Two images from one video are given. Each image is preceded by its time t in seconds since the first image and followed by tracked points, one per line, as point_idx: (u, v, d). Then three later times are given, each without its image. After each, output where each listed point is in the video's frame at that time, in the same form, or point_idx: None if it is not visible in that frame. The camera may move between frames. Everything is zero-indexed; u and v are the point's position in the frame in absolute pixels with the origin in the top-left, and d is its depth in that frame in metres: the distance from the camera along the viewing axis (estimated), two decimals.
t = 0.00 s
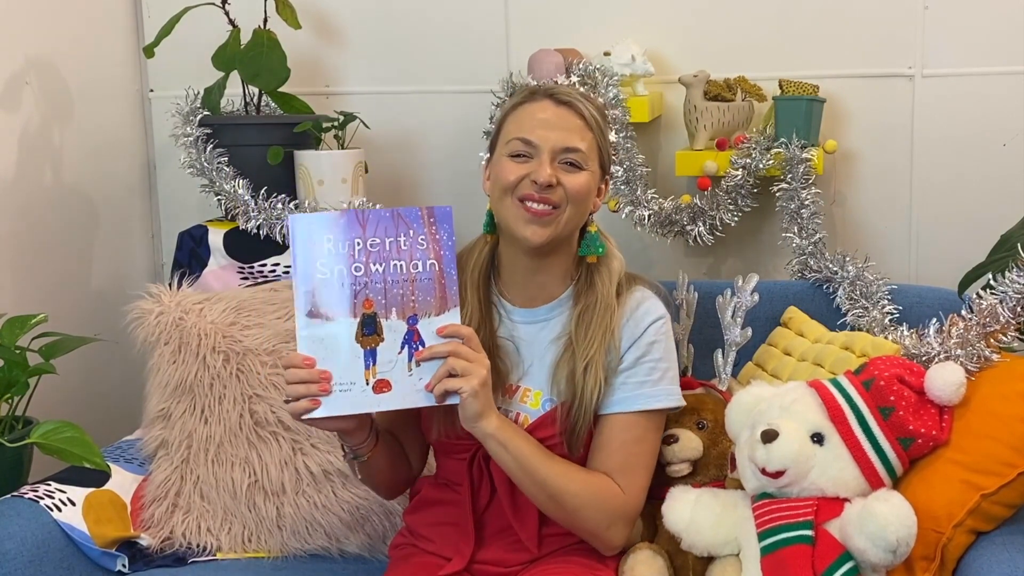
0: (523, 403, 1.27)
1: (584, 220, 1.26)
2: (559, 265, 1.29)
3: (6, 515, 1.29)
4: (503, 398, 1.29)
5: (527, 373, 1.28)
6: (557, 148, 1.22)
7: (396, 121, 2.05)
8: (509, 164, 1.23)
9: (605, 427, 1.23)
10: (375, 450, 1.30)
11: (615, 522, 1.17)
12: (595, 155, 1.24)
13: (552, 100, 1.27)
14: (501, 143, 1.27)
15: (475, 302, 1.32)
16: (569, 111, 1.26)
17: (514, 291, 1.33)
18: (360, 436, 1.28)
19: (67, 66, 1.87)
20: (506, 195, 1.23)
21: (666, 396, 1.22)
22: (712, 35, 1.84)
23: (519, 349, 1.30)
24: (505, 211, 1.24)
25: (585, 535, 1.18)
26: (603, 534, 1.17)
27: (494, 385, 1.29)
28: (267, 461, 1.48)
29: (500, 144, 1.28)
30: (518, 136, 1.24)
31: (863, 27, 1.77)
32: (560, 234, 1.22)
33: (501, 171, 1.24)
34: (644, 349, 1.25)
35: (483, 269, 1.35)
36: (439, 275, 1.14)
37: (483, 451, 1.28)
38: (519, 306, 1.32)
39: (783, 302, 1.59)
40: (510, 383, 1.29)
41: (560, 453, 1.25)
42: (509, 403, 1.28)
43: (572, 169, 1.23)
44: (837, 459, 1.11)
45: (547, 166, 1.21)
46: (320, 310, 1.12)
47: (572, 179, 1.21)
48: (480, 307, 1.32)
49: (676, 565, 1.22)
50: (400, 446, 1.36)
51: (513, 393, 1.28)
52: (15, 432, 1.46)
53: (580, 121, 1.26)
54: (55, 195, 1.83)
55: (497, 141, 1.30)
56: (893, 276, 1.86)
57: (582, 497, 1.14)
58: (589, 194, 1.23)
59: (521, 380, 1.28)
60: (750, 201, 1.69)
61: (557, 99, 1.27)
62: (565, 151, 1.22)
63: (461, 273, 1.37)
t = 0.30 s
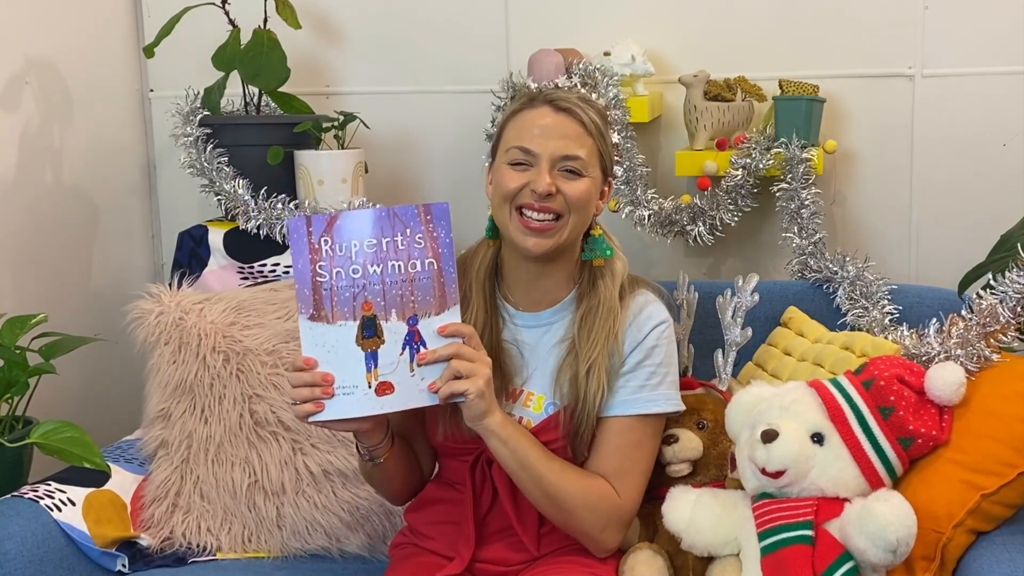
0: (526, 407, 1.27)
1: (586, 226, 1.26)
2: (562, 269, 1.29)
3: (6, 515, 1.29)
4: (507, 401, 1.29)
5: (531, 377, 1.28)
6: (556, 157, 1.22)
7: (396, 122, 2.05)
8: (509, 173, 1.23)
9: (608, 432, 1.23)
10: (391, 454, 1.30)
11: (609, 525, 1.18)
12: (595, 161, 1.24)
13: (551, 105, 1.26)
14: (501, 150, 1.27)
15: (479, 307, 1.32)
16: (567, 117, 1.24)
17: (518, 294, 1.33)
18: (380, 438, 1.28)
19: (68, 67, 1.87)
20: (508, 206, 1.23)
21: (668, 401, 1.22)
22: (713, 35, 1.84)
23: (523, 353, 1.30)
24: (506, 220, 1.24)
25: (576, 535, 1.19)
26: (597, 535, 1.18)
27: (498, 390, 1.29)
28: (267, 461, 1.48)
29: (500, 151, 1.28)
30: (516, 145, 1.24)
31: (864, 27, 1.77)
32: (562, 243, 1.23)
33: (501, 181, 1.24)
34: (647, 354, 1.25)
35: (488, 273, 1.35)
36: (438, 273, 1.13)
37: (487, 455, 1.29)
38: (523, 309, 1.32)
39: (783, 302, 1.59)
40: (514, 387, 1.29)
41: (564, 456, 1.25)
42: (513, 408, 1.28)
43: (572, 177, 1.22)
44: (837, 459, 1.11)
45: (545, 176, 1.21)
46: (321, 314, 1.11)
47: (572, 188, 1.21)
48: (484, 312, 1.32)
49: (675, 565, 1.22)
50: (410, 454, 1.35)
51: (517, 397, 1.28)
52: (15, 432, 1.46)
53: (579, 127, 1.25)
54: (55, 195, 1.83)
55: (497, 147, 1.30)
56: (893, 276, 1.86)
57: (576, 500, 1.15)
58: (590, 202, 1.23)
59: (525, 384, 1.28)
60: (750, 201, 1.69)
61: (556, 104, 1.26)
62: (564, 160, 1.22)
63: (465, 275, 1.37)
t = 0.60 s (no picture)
0: (528, 408, 1.27)
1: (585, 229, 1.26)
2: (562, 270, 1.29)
3: (6, 515, 1.29)
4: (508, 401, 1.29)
5: (532, 377, 1.28)
6: (555, 161, 1.21)
7: (396, 121, 2.05)
8: (509, 177, 1.23)
9: (608, 433, 1.23)
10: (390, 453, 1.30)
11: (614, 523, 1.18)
12: (595, 165, 1.23)
13: (550, 108, 1.25)
14: (501, 154, 1.27)
15: (479, 308, 1.32)
16: (567, 120, 1.24)
17: (519, 295, 1.32)
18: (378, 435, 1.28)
19: (68, 67, 1.87)
20: (508, 210, 1.23)
21: (669, 401, 1.22)
22: (713, 35, 1.84)
23: (524, 353, 1.30)
24: (506, 224, 1.24)
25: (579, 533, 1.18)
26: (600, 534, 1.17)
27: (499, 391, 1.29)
28: (267, 461, 1.48)
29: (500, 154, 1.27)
30: (516, 149, 1.23)
31: (864, 27, 1.77)
32: (562, 246, 1.23)
33: (501, 184, 1.24)
34: (649, 354, 1.25)
35: (488, 273, 1.35)
36: (450, 267, 1.13)
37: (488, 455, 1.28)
38: (524, 309, 1.32)
39: (783, 302, 1.59)
40: (515, 388, 1.28)
41: (566, 455, 1.25)
42: (513, 409, 1.28)
43: (572, 181, 1.22)
44: (837, 459, 1.11)
45: (545, 180, 1.20)
46: (331, 303, 1.11)
47: (571, 192, 1.21)
48: (485, 312, 1.32)
49: (676, 565, 1.22)
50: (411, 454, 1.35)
51: (518, 397, 1.28)
52: (15, 432, 1.47)
53: (579, 130, 1.24)
54: (55, 195, 1.83)
55: (498, 149, 1.29)
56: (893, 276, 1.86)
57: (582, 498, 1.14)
58: (589, 206, 1.22)
59: (527, 385, 1.28)
60: (750, 201, 1.69)
61: (556, 107, 1.25)
62: (564, 164, 1.21)
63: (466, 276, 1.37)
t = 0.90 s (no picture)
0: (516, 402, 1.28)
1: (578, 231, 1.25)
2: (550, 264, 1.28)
3: (5, 515, 1.29)
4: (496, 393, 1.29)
5: (520, 370, 1.29)
6: (559, 161, 1.21)
7: (396, 121, 2.05)
8: (510, 165, 1.23)
9: (609, 432, 1.23)
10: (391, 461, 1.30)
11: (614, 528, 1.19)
12: (596, 172, 1.23)
13: (565, 108, 1.25)
14: (510, 143, 1.26)
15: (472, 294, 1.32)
16: (580, 123, 1.23)
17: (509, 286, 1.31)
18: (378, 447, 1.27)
19: (68, 67, 1.87)
20: (503, 198, 1.23)
21: (655, 402, 1.22)
22: (713, 35, 1.84)
23: (514, 345, 1.30)
24: (500, 212, 1.23)
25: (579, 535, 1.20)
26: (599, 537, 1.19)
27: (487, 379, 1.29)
28: (267, 461, 1.48)
29: (508, 143, 1.27)
30: (523, 141, 1.23)
31: (864, 27, 1.77)
32: (548, 242, 1.23)
33: (502, 173, 1.23)
34: (642, 356, 1.24)
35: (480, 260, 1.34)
36: (477, 298, 1.12)
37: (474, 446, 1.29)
38: (512, 299, 1.31)
39: (783, 302, 1.59)
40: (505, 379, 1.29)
41: (552, 451, 1.26)
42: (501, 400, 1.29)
43: (571, 182, 1.21)
44: (837, 459, 1.11)
45: (544, 177, 1.20)
46: (351, 325, 1.11)
47: (568, 193, 1.20)
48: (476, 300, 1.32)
49: (676, 565, 1.22)
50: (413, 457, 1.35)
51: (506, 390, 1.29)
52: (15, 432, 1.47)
53: (589, 134, 1.23)
54: (55, 195, 1.83)
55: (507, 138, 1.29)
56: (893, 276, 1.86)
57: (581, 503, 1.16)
58: (583, 210, 1.22)
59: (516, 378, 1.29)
60: (750, 201, 1.69)
61: (571, 108, 1.24)
62: (566, 165, 1.21)
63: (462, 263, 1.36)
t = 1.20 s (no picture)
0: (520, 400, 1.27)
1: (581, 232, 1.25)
2: (552, 264, 1.27)
3: (6, 515, 1.29)
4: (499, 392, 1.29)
5: (523, 369, 1.28)
6: (565, 161, 1.20)
7: (396, 121, 2.05)
8: (516, 166, 1.22)
9: (609, 433, 1.23)
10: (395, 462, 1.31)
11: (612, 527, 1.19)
12: (602, 172, 1.22)
13: (570, 108, 1.24)
14: (513, 144, 1.25)
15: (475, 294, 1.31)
16: (585, 123, 1.23)
17: (511, 286, 1.30)
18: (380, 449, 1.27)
19: (68, 67, 1.87)
20: (508, 199, 1.22)
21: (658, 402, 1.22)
22: (713, 35, 1.84)
23: (516, 344, 1.29)
24: (504, 213, 1.22)
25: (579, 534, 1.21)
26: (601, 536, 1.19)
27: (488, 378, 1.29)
28: (267, 461, 1.48)
29: (511, 144, 1.26)
30: (528, 140, 1.22)
31: (865, 27, 1.77)
32: (552, 242, 1.22)
33: (507, 173, 1.22)
34: (645, 355, 1.24)
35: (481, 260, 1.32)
36: (472, 292, 1.12)
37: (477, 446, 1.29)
38: (515, 299, 1.31)
39: (783, 302, 1.59)
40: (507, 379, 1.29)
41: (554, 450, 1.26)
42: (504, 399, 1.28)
43: (577, 183, 1.21)
44: (837, 459, 1.11)
45: (550, 177, 1.19)
46: (347, 324, 1.11)
47: (575, 194, 1.20)
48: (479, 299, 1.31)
49: (676, 565, 1.22)
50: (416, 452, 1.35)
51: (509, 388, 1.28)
52: (15, 432, 1.46)
53: (594, 134, 1.23)
54: (55, 195, 1.83)
55: (510, 139, 1.28)
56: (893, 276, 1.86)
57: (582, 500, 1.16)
58: (588, 211, 1.21)
59: (519, 376, 1.28)
60: (750, 201, 1.69)
61: (576, 109, 1.24)
62: (572, 165, 1.20)
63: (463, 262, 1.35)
